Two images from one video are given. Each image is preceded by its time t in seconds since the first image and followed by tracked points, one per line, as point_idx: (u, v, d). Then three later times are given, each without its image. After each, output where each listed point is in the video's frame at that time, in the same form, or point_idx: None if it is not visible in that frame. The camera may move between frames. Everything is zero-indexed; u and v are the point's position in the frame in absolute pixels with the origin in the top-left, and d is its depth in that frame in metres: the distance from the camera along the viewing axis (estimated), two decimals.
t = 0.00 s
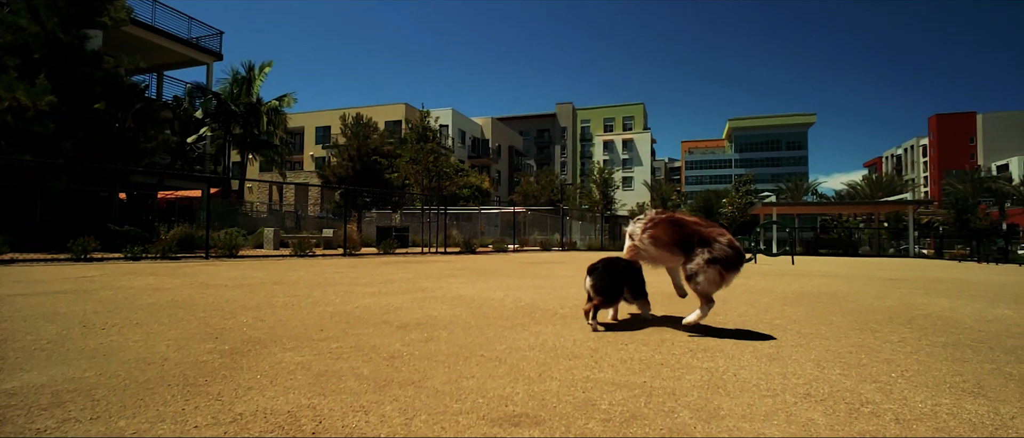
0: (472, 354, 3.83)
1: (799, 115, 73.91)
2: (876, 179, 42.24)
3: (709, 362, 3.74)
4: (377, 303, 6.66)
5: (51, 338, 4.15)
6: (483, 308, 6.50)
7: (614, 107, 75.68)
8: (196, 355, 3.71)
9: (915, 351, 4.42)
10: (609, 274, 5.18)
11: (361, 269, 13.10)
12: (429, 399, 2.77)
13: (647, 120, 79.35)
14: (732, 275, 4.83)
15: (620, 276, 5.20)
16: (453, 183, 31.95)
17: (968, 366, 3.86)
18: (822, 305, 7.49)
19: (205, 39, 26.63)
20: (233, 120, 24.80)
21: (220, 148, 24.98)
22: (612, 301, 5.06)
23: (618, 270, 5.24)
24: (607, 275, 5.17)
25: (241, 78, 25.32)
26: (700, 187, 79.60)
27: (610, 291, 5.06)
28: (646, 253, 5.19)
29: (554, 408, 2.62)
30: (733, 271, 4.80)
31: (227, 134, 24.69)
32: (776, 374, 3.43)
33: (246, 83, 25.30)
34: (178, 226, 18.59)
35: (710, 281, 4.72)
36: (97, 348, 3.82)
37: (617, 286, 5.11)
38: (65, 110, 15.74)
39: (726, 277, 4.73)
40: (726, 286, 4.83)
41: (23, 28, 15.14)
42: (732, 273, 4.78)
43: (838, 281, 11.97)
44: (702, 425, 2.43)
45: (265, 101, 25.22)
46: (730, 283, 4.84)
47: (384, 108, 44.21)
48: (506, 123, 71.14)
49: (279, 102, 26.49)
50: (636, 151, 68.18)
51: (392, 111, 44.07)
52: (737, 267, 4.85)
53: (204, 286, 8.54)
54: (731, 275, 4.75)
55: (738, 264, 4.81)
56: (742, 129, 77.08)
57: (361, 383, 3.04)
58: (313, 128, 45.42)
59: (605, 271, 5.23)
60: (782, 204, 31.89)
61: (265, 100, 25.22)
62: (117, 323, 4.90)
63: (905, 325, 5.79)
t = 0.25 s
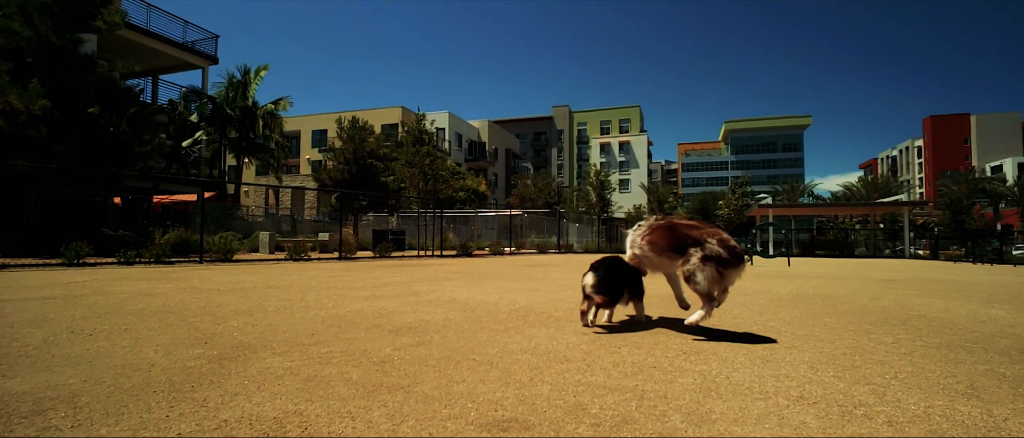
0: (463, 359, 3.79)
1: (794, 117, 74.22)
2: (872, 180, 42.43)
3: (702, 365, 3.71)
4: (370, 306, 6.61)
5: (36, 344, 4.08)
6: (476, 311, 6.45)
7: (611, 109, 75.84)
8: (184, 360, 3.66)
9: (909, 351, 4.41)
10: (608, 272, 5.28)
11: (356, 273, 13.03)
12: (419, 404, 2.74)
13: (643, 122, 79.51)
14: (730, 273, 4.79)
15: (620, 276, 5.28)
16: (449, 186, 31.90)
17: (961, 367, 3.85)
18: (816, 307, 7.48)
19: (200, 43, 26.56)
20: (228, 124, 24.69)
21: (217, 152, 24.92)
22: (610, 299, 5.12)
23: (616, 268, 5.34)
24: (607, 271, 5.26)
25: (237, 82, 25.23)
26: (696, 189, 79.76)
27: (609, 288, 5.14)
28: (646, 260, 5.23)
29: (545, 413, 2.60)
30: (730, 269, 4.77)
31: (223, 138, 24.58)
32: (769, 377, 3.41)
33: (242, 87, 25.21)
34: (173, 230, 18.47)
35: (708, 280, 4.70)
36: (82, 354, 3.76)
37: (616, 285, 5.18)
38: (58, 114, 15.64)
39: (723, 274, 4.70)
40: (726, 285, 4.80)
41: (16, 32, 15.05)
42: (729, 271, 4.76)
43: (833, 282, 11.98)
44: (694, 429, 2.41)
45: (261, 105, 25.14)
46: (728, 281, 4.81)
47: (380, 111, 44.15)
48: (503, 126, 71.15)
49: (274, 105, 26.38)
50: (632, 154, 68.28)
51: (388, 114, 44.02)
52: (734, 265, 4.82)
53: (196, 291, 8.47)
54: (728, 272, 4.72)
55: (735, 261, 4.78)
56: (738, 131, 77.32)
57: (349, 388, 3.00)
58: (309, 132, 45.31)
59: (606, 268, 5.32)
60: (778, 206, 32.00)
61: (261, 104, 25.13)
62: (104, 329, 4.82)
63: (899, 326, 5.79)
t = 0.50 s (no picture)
0: (455, 360, 3.76)
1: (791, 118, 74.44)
2: (869, 181, 42.54)
3: (695, 366, 3.69)
4: (364, 308, 6.57)
5: (24, 347, 4.04)
6: (470, 312, 6.43)
7: (609, 110, 75.99)
8: (173, 362, 3.63)
9: (904, 352, 4.40)
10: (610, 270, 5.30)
11: (352, 274, 12.99)
12: (407, 407, 2.72)
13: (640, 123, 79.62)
14: (732, 270, 4.73)
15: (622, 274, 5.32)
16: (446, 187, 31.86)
17: (955, 368, 3.84)
18: (812, 307, 7.47)
19: (196, 44, 26.47)
20: (225, 125, 24.48)
21: (213, 154, 24.83)
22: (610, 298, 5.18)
23: (618, 266, 5.32)
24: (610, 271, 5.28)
25: (234, 82, 25.03)
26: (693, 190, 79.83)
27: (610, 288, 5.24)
28: (648, 267, 5.26)
29: (534, 415, 2.58)
30: (730, 265, 4.71)
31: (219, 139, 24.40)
32: (763, 378, 3.39)
33: (239, 87, 24.98)
34: (171, 232, 18.42)
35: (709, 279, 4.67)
36: (70, 357, 3.72)
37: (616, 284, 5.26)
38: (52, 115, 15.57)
39: (721, 271, 4.66)
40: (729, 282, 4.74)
41: (10, 32, 14.95)
42: (730, 267, 4.69)
43: (830, 282, 11.98)
44: (685, 431, 2.39)
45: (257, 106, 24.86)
46: (732, 278, 4.74)
47: (378, 112, 44.09)
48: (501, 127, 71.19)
49: (271, 106, 26.25)
50: (630, 155, 68.36)
51: (386, 115, 43.97)
52: (735, 261, 4.77)
53: (189, 293, 8.42)
54: (727, 267, 4.67)
55: (733, 257, 4.74)
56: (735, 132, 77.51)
57: (338, 390, 2.98)
58: (307, 133, 45.22)
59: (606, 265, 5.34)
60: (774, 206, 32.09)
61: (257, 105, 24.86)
62: (94, 331, 4.78)
63: (894, 327, 5.78)
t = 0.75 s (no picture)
0: (444, 361, 3.74)
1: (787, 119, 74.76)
2: (863, 182, 42.74)
3: (686, 367, 3.67)
4: (355, 309, 6.54)
5: (9, 348, 3.99)
6: (462, 313, 6.41)
7: (605, 111, 76.16)
8: (159, 363, 3.59)
9: (895, 353, 4.39)
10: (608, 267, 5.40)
11: (346, 274, 12.94)
12: (393, 409, 2.69)
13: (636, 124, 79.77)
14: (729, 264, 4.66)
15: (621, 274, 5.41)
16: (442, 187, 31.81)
17: (946, 369, 3.83)
18: (805, 308, 7.48)
19: (191, 43, 26.36)
20: (220, 125, 24.40)
21: (208, 153, 24.73)
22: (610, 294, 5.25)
23: (618, 266, 5.41)
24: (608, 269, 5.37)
25: (229, 82, 24.98)
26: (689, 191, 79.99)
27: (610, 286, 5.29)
28: (652, 273, 5.39)
29: (521, 417, 2.55)
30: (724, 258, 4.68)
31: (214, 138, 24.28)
32: (753, 380, 3.37)
33: (233, 87, 24.95)
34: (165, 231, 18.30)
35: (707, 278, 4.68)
36: (54, 358, 3.67)
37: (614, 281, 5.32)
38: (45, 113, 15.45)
39: (714, 264, 4.64)
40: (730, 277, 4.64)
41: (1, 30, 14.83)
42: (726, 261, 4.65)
43: (824, 283, 11.99)
44: (673, 434, 2.37)
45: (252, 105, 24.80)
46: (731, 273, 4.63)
47: (374, 112, 43.98)
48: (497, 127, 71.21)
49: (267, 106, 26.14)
50: (626, 155, 68.47)
51: (382, 115, 43.86)
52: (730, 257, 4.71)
53: (180, 293, 8.35)
54: (719, 260, 4.65)
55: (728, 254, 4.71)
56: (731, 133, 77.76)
57: (324, 392, 2.95)
58: (303, 132, 45.07)
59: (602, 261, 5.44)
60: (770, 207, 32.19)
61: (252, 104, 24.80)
62: (81, 331, 4.73)
63: (887, 328, 5.78)
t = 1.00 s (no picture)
0: (431, 363, 3.71)
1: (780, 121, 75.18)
2: (856, 184, 42.99)
3: (674, 369, 3.66)
4: (345, 309, 6.49)
5: None
6: (453, 313, 6.38)
7: (600, 112, 76.28)
8: (143, 364, 3.54)
9: (883, 355, 4.40)
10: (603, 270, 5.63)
11: (339, 274, 12.87)
12: (378, 411, 2.66)
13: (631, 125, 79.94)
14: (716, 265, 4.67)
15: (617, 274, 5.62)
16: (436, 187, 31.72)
17: (933, 371, 3.84)
18: (796, 309, 7.49)
19: (184, 41, 26.16)
20: (214, 124, 24.21)
21: (201, 152, 24.56)
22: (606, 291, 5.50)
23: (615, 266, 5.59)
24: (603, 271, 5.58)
25: (222, 80, 24.68)
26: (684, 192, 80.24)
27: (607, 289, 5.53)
28: (650, 280, 5.42)
29: (506, 420, 2.53)
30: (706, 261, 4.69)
31: (207, 137, 24.19)
32: (742, 381, 3.36)
33: (227, 86, 24.63)
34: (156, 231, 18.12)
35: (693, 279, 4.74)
36: (35, 359, 3.61)
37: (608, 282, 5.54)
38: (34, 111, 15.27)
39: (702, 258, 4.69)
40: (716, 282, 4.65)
41: None
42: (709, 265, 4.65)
43: (816, 284, 12.03)
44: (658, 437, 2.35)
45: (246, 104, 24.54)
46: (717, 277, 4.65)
47: (368, 111, 43.84)
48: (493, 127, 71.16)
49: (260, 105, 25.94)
50: (620, 156, 68.60)
51: (376, 114, 43.72)
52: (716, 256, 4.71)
53: (168, 293, 8.28)
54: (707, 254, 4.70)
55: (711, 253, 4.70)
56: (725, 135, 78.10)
57: (308, 394, 2.92)
58: (297, 132, 44.87)
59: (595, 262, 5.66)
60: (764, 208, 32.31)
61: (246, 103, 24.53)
62: (65, 332, 4.66)
63: (876, 329, 5.81)
